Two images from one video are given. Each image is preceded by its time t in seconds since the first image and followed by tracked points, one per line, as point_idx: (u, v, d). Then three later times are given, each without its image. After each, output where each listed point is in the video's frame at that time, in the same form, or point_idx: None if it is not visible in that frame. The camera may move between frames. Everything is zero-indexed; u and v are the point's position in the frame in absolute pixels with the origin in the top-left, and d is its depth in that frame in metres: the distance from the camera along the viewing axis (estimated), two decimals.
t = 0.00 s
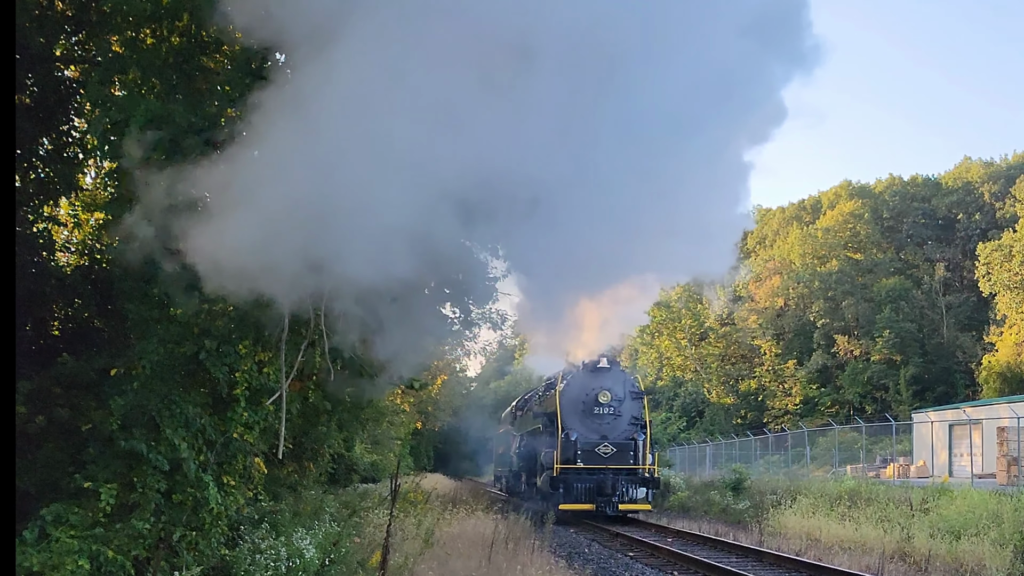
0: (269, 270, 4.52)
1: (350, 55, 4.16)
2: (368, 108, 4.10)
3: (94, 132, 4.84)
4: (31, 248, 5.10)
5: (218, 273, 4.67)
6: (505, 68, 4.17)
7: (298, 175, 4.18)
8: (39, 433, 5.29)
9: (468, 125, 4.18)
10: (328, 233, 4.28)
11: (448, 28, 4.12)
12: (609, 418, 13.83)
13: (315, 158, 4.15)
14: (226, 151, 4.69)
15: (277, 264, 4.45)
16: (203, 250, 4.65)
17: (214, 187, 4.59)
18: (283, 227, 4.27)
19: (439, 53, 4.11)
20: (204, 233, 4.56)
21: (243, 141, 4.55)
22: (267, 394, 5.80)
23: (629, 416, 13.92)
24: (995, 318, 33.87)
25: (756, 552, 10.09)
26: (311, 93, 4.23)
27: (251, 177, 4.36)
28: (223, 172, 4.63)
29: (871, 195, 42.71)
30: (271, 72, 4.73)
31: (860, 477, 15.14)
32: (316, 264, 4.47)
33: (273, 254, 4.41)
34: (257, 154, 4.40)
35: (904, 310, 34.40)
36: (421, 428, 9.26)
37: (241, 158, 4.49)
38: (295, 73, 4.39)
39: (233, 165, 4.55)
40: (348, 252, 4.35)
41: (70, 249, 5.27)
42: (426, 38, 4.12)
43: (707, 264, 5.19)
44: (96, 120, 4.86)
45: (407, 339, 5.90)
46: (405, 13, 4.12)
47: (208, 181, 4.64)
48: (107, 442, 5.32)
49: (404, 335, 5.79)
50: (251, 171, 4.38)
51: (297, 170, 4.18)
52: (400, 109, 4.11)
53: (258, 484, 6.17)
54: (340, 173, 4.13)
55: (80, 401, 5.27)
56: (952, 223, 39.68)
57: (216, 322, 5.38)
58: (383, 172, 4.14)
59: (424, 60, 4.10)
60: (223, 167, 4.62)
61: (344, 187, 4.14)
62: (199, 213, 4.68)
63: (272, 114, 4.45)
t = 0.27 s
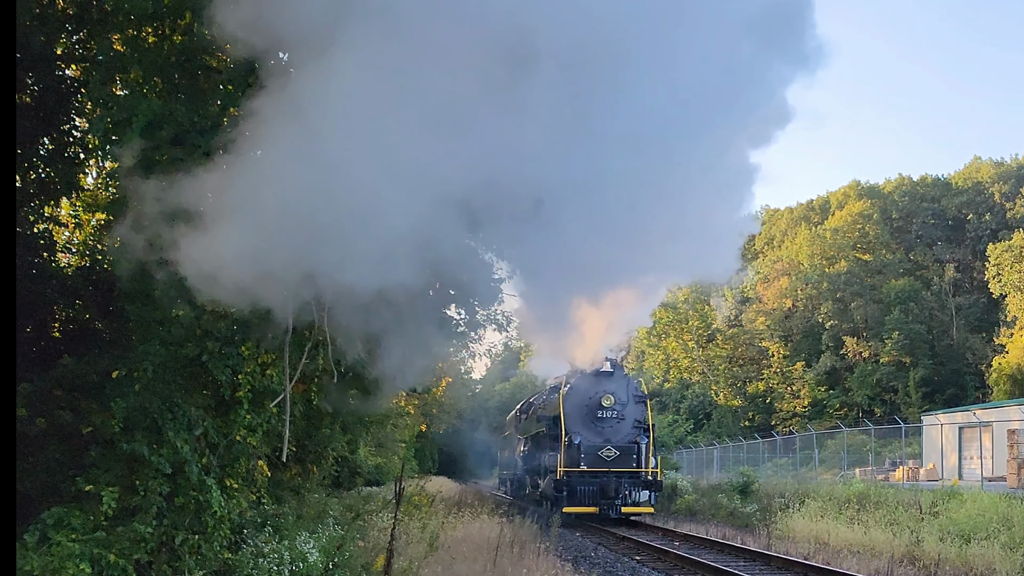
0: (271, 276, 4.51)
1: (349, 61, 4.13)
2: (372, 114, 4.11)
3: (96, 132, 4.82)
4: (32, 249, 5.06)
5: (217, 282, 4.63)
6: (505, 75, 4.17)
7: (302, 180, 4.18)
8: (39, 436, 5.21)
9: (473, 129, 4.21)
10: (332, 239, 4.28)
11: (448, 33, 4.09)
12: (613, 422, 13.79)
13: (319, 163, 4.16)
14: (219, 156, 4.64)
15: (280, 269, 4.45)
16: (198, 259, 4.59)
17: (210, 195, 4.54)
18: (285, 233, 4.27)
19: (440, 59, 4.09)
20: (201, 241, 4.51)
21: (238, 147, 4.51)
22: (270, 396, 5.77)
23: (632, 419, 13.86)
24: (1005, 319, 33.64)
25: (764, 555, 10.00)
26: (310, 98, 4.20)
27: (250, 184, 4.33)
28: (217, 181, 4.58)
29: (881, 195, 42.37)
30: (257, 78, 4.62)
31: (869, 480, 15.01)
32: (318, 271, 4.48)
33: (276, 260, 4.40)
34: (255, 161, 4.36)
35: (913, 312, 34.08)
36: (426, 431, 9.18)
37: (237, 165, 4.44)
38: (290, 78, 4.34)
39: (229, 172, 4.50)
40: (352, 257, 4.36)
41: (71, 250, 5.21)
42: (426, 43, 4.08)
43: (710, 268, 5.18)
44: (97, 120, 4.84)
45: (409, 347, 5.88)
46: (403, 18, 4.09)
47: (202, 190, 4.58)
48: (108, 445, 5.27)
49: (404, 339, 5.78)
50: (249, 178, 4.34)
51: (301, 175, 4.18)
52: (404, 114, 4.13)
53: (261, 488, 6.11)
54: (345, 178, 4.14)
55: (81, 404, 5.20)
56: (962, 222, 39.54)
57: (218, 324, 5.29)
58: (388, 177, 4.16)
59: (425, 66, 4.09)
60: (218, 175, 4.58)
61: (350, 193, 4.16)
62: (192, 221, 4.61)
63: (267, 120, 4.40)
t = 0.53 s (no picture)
0: (272, 283, 4.45)
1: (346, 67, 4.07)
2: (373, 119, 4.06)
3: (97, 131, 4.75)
4: (34, 249, 5.00)
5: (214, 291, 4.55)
6: (506, 79, 4.16)
7: (303, 187, 4.11)
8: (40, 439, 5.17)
9: (477, 132, 4.18)
10: (337, 246, 4.22)
11: (448, 37, 4.04)
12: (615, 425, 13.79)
13: (320, 169, 4.09)
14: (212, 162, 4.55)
15: (282, 277, 4.39)
16: (194, 269, 4.50)
17: (204, 204, 4.46)
18: (288, 240, 4.21)
19: (442, 62, 4.05)
20: (198, 250, 4.43)
21: (233, 154, 4.43)
22: (273, 399, 5.71)
23: (634, 423, 13.86)
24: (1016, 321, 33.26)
25: (772, 558, 9.90)
26: (309, 103, 4.13)
27: (248, 191, 4.25)
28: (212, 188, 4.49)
29: (890, 195, 41.73)
30: (247, 83, 4.53)
31: (878, 483, 14.88)
32: (319, 278, 4.42)
33: (278, 267, 4.34)
34: (252, 167, 4.27)
35: (923, 313, 33.70)
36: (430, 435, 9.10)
37: (233, 173, 4.35)
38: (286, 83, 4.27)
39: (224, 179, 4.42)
40: (356, 264, 4.31)
41: (72, 251, 5.18)
42: (426, 46, 4.03)
43: (712, 273, 5.16)
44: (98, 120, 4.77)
45: (410, 348, 5.85)
46: (402, 20, 4.02)
47: (196, 199, 4.50)
48: (110, 448, 5.22)
49: (404, 344, 5.75)
50: (246, 186, 4.25)
51: (301, 183, 4.11)
52: (408, 119, 4.10)
53: (264, 491, 6.05)
54: (349, 184, 4.09)
55: (82, 407, 5.18)
56: (971, 222, 39.19)
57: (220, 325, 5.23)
58: (393, 181, 4.11)
59: (426, 70, 4.04)
60: (212, 183, 4.49)
61: (354, 198, 4.10)
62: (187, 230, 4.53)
63: (262, 126, 4.32)
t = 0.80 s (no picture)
0: (273, 289, 4.38)
1: (349, 67, 4.06)
2: (377, 119, 4.05)
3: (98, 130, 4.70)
4: (35, 250, 4.97)
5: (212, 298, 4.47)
6: (507, 81, 4.14)
7: (307, 187, 4.07)
8: (41, 441, 5.13)
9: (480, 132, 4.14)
10: (339, 248, 4.16)
11: (445, 39, 4.01)
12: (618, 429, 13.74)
13: (321, 170, 4.05)
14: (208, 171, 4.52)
15: (283, 281, 4.33)
16: (192, 276, 4.41)
17: (197, 214, 4.40)
18: (289, 246, 4.16)
19: (441, 64, 4.03)
20: (196, 257, 4.36)
21: (229, 159, 4.37)
22: (277, 401, 5.66)
23: (638, 426, 13.80)
24: None
25: (780, 562, 9.81)
26: (308, 104, 4.09)
27: (246, 197, 4.20)
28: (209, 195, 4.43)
29: (900, 195, 40.93)
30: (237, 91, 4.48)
31: (888, 486, 14.75)
32: (320, 285, 4.37)
33: (279, 271, 4.28)
34: (250, 170, 4.21)
35: (932, 315, 33.28)
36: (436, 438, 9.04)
37: (230, 177, 4.29)
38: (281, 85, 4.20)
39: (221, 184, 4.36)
40: (359, 266, 4.26)
41: (73, 252, 5.12)
42: (428, 46, 4.01)
43: (715, 265, 5.15)
44: (101, 119, 4.72)
45: (415, 352, 5.80)
46: (401, 23, 4.02)
47: (189, 208, 4.45)
48: (112, 451, 5.18)
49: (405, 348, 5.69)
50: (246, 189, 4.20)
51: (304, 183, 4.08)
52: (406, 123, 4.07)
53: (267, 494, 5.99)
54: (350, 188, 4.06)
55: (84, 409, 5.13)
56: (982, 224, 38.61)
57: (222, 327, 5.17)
58: (396, 181, 4.08)
59: (429, 70, 4.02)
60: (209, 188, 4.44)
61: (356, 203, 4.08)
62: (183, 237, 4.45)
63: (259, 129, 4.26)
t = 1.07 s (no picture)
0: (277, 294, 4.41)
1: (348, 71, 4.15)
2: (379, 122, 4.15)
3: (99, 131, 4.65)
4: (36, 251, 4.92)
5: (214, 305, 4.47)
6: (497, 86, 4.31)
7: (311, 189, 4.14)
8: (42, 444, 5.07)
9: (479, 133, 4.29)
10: (345, 249, 4.24)
11: (438, 45, 4.15)
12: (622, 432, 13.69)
13: (325, 173, 4.12)
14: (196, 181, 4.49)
15: (286, 284, 4.36)
16: (194, 283, 4.41)
17: (191, 223, 4.38)
18: (289, 250, 4.22)
19: (435, 69, 4.16)
20: (195, 263, 4.34)
21: (222, 166, 4.35)
22: (279, 403, 5.63)
23: (641, 430, 13.78)
24: None
25: (789, 565, 9.73)
26: (306, 108, 4.14)
27: (243, 204, 4.22)
28: (207, 203, 4.44)
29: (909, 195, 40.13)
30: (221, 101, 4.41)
31: (897, 489, 14.61)
32: (319, 289, 4.43)
33: (284, 275, 4.32)
34: (250, 176, 4.23)
35: (943, 316, 32.66)
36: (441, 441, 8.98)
37: (228, 183, 4.30)
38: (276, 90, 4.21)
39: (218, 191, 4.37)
40: (364, 268, 4.33)
41: (74, 253, 5.02)
42: (426, 50, 4.14)
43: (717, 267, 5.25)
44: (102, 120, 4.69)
45: (419, 355, 5.74)
46: (396, 30, 4.14)
47: (181, 218, 4.44)
48: (114, 454, 5.14)
49: (404, 354, 5.67)
50: (246, 193, 4.21)
51: (309, 185, 4.14)
52: (403, 127, 4.19)
53: (270, 498, 5.93)
54: (352, 191, 4.15)
55: (84, 411, 5.10)
56: (992, 224, 37.85)
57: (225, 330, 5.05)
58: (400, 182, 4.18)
59: (428, 74, 4.16)
60: (206, 196, 4.44)
61: (358, 205, 4.17)
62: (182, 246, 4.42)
63: (253, 134, 4.27)
